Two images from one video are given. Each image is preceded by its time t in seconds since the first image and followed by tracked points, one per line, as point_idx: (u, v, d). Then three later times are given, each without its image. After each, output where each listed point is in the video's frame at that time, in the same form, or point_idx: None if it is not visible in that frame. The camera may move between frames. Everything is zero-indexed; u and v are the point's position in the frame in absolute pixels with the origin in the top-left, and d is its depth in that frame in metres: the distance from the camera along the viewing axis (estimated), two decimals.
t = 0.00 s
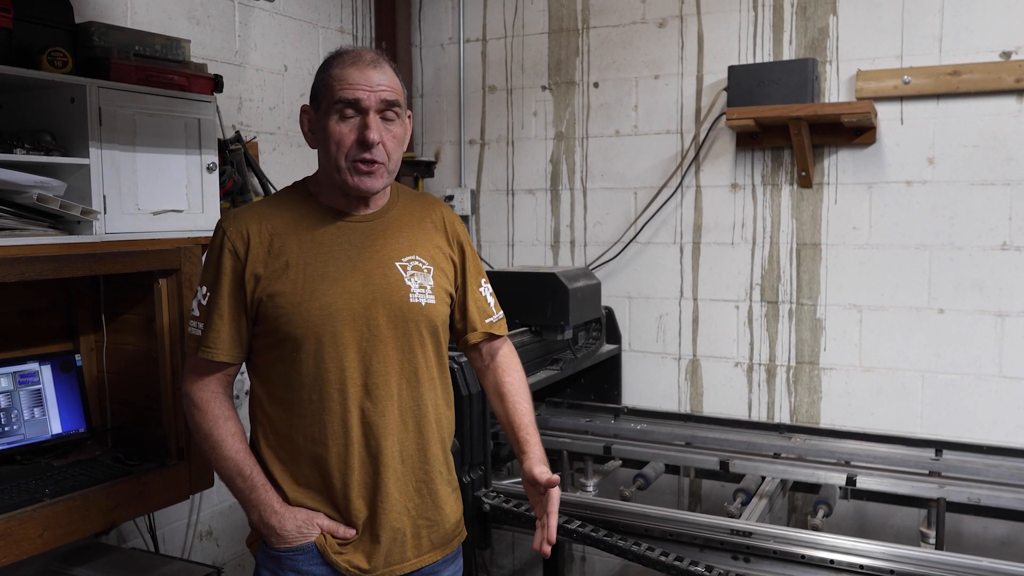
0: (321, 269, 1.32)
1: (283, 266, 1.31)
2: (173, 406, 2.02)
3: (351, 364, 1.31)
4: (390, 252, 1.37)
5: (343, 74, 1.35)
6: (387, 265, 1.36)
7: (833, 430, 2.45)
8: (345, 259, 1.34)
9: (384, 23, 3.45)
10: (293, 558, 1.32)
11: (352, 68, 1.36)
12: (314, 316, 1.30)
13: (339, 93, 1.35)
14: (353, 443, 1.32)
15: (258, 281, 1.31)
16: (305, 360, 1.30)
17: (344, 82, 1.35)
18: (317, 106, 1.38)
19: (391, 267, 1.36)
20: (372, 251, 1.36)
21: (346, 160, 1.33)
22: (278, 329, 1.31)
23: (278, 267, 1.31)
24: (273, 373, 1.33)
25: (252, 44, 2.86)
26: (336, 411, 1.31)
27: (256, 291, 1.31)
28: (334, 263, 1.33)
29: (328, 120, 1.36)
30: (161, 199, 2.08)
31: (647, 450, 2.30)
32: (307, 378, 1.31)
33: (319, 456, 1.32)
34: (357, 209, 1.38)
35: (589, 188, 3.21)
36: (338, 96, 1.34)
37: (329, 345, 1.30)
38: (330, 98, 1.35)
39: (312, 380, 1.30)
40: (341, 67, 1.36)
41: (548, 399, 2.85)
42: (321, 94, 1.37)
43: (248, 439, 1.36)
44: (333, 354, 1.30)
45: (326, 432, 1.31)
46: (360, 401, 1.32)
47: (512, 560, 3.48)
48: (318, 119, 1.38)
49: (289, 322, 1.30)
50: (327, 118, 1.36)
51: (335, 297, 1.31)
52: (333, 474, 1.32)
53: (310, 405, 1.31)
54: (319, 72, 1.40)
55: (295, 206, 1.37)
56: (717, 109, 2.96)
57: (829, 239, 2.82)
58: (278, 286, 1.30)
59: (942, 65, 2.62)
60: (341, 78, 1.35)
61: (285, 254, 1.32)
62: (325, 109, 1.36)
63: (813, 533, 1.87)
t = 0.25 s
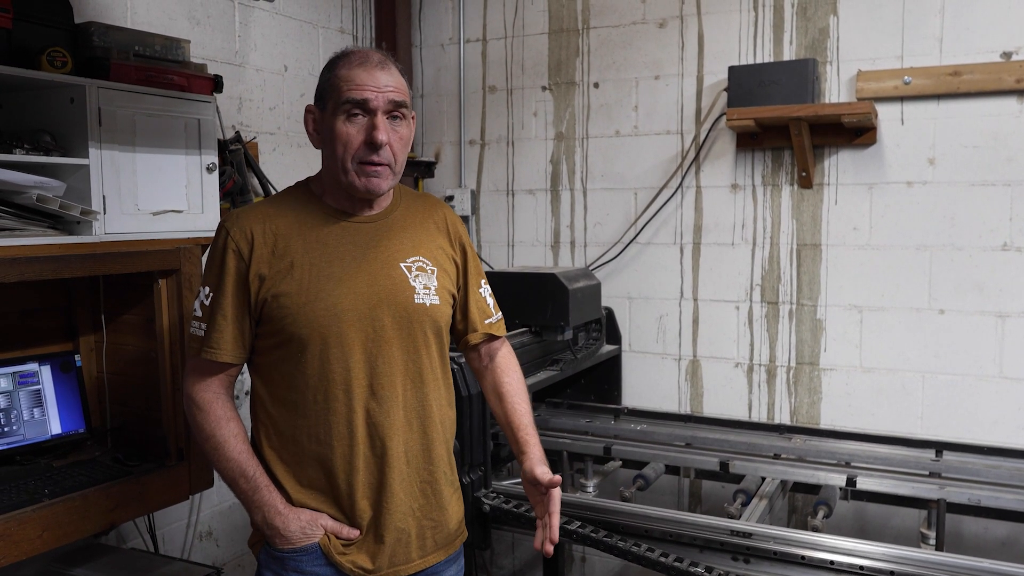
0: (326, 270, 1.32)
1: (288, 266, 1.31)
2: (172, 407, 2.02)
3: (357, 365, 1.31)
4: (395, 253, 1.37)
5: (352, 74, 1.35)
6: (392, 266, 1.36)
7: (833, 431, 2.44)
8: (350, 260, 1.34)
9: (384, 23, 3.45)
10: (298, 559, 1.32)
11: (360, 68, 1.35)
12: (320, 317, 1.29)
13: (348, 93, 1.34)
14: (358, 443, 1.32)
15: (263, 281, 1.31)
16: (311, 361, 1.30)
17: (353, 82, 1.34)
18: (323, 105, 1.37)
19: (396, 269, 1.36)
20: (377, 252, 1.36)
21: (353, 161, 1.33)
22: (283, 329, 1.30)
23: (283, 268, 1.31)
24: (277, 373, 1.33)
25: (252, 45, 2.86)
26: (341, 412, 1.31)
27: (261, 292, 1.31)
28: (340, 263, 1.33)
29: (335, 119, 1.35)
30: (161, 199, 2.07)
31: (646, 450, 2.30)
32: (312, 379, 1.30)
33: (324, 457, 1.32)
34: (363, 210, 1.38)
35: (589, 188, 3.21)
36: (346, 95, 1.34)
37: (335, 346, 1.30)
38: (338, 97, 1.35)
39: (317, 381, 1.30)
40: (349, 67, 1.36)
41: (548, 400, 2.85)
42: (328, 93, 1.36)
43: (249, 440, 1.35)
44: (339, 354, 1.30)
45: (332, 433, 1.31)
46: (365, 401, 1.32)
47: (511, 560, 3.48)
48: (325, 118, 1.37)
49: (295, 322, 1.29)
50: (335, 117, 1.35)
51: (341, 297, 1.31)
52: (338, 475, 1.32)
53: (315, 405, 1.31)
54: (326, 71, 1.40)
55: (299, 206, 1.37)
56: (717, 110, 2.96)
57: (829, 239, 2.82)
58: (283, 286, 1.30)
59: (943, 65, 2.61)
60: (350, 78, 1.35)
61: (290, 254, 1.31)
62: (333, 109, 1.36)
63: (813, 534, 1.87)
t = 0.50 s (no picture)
0: (339, 267, 1.31)
1: (300, 263, 1.30)
2: (172, 407, 2.02)
3: (370, 361, 1.31)
4: (405, 250, 1.38)
5: (386, 76, 1.34)
6: (402, 263, 1.37)
7: (832, 431, 2.44)
8: (361, 257, 1.34)
9: (384, 23, 3.45)
10: (305, 558, 1.30)
11: (393, 70, 1.35)
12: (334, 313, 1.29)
13: (387, 94, 1.33)
14: (370, 440, 1.32)
15: (274, 278, 1.29)
16: (323, 358, 1.29)
17: (390, 84, 1.34)
18: (353, 107, 1.35)
19: (406, 266, 1.37)
20: (387, 249, 1.36)
21: (396, 164, 1.33)
22: (294, 326, 1.29)
23: (295, 264, 1.29)
24: (286, 371, 1.31)
25: (252, 45, 2.86)
26: (353, 409, 1.31)
27: (271, 288, 1.29)
28: (351, 260, 1.33)
29: (373, 122, 1.33)
30: (161, 199, 2.07)
31: (646, 451, 2.30)
32: (324, 376, 1.29)
33: (334, 454, 1.32)
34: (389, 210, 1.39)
35: (589, 189, 3.21)
36: (386, 97, 1.33)
37: (348, 342, 1.30)
38: (374, 99, 1.33)
39: (329, 378, 1.29)
40: (381, 70, 1.35)
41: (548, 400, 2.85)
42: (360, 95, 1.34)
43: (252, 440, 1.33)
44: (352, 351, 1.30)
45: (344, 430, 1.30)
46: (377, 398, 1.32)
47: (511, 560, 3.48)
48: (356, 120, 1.34)
49: (307, 319, 1.28)
50: (372, 119, 1.33)
51: (354, 294, 1.31)
52: (348, 472, 1.32)
53: (327, 402, 1.30)
54: (349, 72, 1.36)
55: (307, 202, 1.35)
56: (717, 110, 2.96)
57: (829, 240, 2.82)
58: (295, 282, 1.29)
59: (942, 66, 2.61)
60: (386, 80, 1.34)
61: (302, 250, 1.30)
62: (367, 111, 1.34)
63: (812, 534, 1.87)
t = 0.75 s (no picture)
0: (356, 266, 1.31)
1: (318, 261, 1.29)
2: (172, 406, 2.02)
3: (387, 360, 1.32)
4: (416, 250, 1.39)
5: (411, 80, 1.35)
6: (415, 263, 1.38)
7: (832, 431, 2.44)
8: (377, 256, 1.34)
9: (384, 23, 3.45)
10: (317, 550, 1.29)
11: (416, 74, 1.37)
12: (355, 311, 1.29)
13: (412, 99, 1.34)
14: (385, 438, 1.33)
15: (291, 276, 1.27)
16: (342, 357, 1.29)
17: (415, 89, 1.35)
18: (376, 109, 1.35)
19: (419, 265, 1.38)
20: (400, 249, 1.37)
21: (417, 167, 1.36)
22: (311, 325, 1.28)
23: (313, 262, 1.28)
24: (299, 370, 1.30)
25: (252, 44, 2.86)
26: (371, 407, 1.31)
27: (289, 286, 1.27)
28: (369, 259, 1.33)
29: (397, 125, 1.34)
30: (161, 199, 2.08)
31: (645, 451, 2.30)
32: (343, 374, 1.29)
33: (349, 452, 1.31)
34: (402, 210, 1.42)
35: (589, 188, 3.21)
36: (411, 101, 1.34)
37: (367, 341, 1.30)
38: (399, 103, 1.34)
39: (347, 377, 1.29)
40: (404, 74, 1.36)
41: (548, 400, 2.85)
42: (384, 97, 1.35)
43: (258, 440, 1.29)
44: (371, 350, 1.30)
45: (361, 428, 1.30)
46: (392, 396, 1.33)
47: (511, 560, 3.48)
48: (379, 122, 1.35)
49: (327, 318, 1.27)
50: (397, 123, 1.34)
51: (373, 293, 1.31)
52: (362, 470, 1.32)
53: (345, 401, 1.30)
54: (371, 74, 1.37)
55: (319, 200, 1.34)
56: (717, 110, 2.96)
57: (828, 240, 2.82)
58: (315, 281, 1.28)
59: (942, 66, 2.61)
60: (411, 84, 1.35)
61: (319, 248, 1.29)
62: (392, 114, 1.35)
63: (811, 534, 1.87)
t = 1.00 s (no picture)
0: (359, 265, 1.30)
1: (320, 261, 1.27)
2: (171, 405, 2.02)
3: (390, 357, 1.33)
4: (409, 247, 1.40)
5: (411, 78, 1.37)
6: (410, 260, 1.39)
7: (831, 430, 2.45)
8: (378, 254, 1.34)
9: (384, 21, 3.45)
10: (322, 563, 1.28)
11: (415, 73, 1.38)
12: (361, 310, 1.28)
13: (413, 97, 1.36)
14: (389, 437, 1.33)
15: (294, 277, 1.25)
16: (348, 356, 1.28)
17: (415, 87, 1.36)
18: (376, 106, 1.35)
19: (414, 262, 1.39)
20: (396, 247, 1.38)
21: (417, 165, 1.38)
22: (316, 326, 1.26)
23: (315, 262, 1.27)
24: (302, 373, 1.28)
25: (252, 43, 2.86)
26: (376, 405, 1.31)
27: (291, 288, 1.25)
28: (370, 257, 1.32)
29: (399, 122, 1.35)
30: (160, 197, 2.08)
31: (644, 449, 2.31)
32: (348, 374, 1.28)
33: (355, 453, 1.31)
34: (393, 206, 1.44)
35: (588, 187, 3.21)
36: (413, 100, 1.36)
37: (373, 340, 1.30)
38: (401, 100, 1.35)
39: (353, 377, 1.29)
40: (404, 72, 1.37)
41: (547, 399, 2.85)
42: (386, 95, 1.35)
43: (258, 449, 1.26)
44: (377, 348, 1.31)
45: (368, 427, 1.31)
46: (396, 393, 1.34)
47: (510, 559, 3.48)
48: (380, 119, 1.35)
49: (333, 318, 1.26)
50: (398, 120, 1.35)
51: (376, 291, 1.31)
52: (369, 470, 1.32)
53: (351, 401, 1.29)
54: (371, 70, 1.36)
55: (315, 200, 1.32)
56: (717, 109, 2.96)
57: (828, 239, 2.82)
58: (319, 281, 1.26)
59: (942, 65, 2.61)
60: (412, 82, 1.36)
61: (320, 248, 1.28)
62: (393, 112, 1.35)
63: (811, 533, 1.86)
